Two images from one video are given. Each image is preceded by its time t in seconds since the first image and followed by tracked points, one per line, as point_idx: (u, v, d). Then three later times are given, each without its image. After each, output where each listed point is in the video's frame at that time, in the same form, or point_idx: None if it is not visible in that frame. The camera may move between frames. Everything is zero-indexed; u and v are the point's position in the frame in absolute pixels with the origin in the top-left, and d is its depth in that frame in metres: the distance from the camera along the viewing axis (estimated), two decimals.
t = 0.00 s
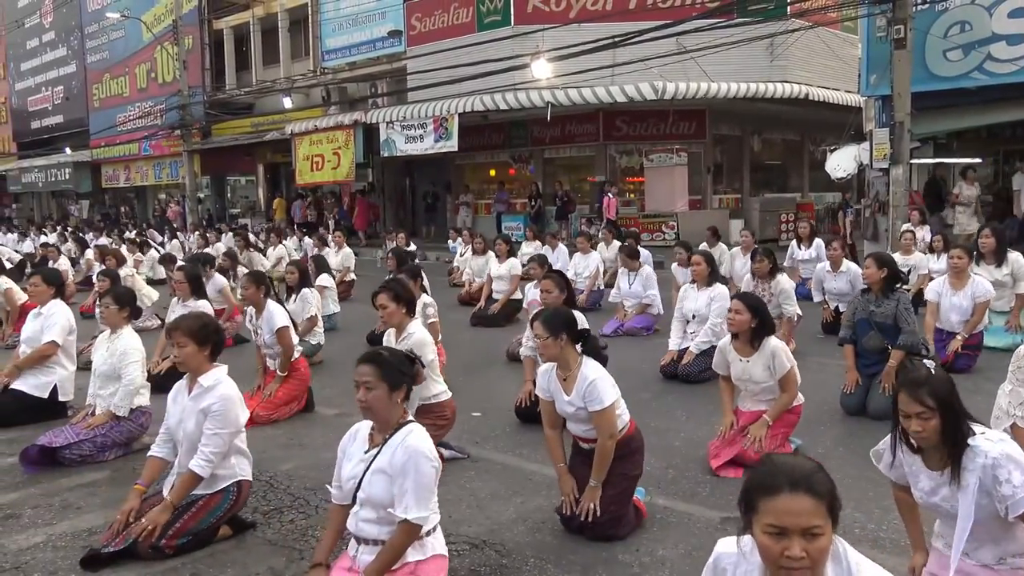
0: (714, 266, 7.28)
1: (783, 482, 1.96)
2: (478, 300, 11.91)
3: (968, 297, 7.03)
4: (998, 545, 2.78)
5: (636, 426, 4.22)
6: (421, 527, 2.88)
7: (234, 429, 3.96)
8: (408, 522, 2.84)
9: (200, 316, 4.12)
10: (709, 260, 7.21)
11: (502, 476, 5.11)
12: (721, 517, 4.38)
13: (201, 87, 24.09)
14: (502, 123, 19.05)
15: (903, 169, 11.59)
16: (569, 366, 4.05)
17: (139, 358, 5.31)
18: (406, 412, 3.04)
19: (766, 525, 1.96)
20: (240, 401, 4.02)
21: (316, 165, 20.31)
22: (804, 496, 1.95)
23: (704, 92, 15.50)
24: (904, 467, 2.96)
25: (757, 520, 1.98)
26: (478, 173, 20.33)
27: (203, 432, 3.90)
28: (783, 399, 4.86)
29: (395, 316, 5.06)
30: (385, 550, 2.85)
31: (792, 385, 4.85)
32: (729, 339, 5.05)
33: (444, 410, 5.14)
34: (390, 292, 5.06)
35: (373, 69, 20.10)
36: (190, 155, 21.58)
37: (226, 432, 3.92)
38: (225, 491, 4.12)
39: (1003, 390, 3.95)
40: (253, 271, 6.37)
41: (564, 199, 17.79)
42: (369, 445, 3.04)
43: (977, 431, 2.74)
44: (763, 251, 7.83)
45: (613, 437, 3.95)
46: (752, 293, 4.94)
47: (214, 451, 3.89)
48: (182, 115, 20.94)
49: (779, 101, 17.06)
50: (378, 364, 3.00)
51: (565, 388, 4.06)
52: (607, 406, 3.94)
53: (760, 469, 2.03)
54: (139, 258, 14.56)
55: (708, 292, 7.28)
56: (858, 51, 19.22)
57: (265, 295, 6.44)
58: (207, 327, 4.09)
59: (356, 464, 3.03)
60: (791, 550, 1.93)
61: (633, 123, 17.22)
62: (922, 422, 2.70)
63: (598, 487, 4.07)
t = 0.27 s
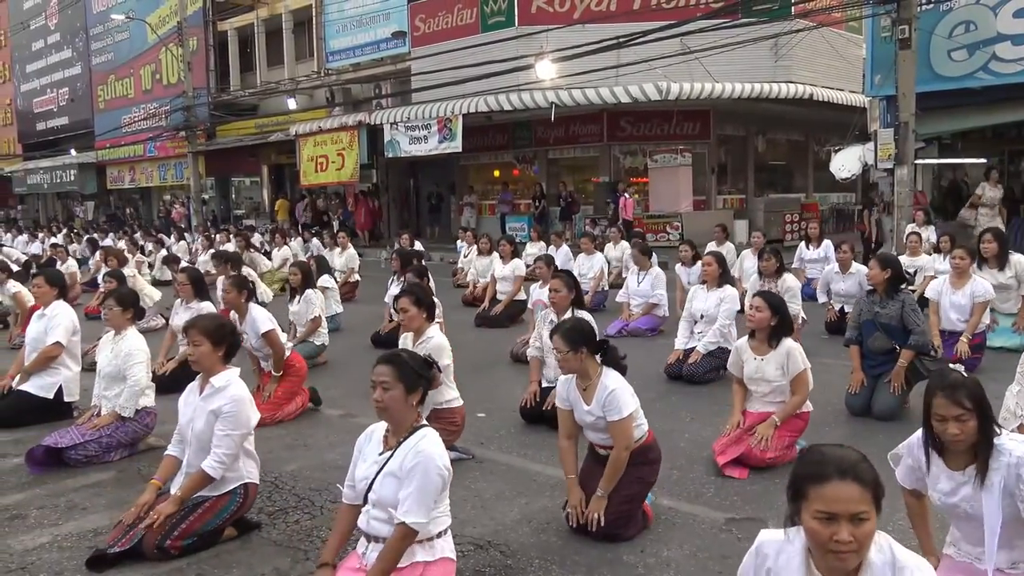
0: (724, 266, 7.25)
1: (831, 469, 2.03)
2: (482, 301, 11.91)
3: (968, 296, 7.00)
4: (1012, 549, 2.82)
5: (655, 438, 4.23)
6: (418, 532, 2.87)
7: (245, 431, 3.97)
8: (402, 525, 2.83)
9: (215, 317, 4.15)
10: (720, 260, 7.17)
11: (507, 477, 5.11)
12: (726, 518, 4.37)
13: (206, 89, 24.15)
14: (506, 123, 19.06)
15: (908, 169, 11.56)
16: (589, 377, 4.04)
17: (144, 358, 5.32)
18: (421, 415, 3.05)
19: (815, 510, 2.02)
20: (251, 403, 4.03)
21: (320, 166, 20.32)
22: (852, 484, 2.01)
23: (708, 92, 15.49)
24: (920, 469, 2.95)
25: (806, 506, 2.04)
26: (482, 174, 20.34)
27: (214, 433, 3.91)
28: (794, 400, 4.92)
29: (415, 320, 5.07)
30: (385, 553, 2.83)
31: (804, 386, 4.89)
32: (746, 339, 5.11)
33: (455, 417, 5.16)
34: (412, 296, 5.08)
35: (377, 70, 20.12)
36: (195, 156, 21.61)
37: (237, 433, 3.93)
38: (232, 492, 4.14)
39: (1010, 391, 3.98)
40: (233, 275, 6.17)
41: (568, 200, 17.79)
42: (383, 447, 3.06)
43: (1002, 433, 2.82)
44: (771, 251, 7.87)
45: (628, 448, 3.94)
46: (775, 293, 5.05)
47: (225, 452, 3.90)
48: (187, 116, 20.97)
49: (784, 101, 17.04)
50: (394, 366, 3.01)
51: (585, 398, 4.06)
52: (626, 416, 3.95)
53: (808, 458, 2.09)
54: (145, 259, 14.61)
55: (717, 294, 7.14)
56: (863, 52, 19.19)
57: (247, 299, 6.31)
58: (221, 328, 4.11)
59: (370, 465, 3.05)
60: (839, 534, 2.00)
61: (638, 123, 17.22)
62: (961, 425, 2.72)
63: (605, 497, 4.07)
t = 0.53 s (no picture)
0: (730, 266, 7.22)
1: (861, 457, 2.06)
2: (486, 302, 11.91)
3: (971, 297, 7.00)
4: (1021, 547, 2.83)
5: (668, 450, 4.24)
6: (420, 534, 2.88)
7: (248, 432, 3.98)
8: (405, 527, 2.83)
9: (215, 319, 4.17)
10: (726, 261, 7.15)
11: (511, 478, 5.11)
12: (731, 519, 4.37)
13: (209, 90, 24.17)
14: (510, 124, 19.07)
15: (913, 170, 11.54)
16: (608, 382, 4.06)
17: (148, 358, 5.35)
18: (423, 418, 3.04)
19: (844, 496, 2.06)
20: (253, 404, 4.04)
21: (324, 167, 20.34)
22: (880, 473, 2.04)
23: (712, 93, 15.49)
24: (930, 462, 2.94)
25: (834, 492, 2.08)
26: (486, 175, 20.36)
27: (217, 434, 3.92)
28: (800, 400, 4.91)
29: (429, 323, 5.10)
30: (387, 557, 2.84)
31: (812, 386, 4.90)
32: (757, 338, 5.11)
33: (462, 420, 5.14)
34: (428, 299, 5.10)
35: (381, 71, 20.14)
36: (199, 158, 21.63)
37: (241, 434, 3.94)
38: (237, 493, 4.14)
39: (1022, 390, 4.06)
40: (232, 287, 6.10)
41: (572, 201, 17.78)
42: (387, 449, 3.05)
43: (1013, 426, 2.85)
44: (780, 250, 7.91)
45: (644, 453, 3.97)
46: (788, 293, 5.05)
47: (228, 453, 3.92)
48: (191, 118, 21.00)
49: (788, 102, 17.01)
50: (395, 368, 3.00)
51: (603, 402, 4.08)
52: (644, 421, 3.96)
53: (837, 447, 2.13)
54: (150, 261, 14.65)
55: (722, 294, 7.14)
56: (867, 52, 19.17)
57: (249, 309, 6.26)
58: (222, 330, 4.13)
59: (374, 468, 3.04)
60: (866, 519, 2.03)
61: (641, 125, 17.20)
62: (983, 415, 2.74)
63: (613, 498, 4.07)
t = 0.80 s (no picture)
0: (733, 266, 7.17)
1: (873, 450, 2.07)
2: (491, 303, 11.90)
3: (977, 298, 6.97)
4: None
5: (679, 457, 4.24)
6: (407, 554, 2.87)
7: (248, 433, 3.98)
8: (390, 547, 2.83)
9: (213, 321, 4.16)
10: (729, 262, 7.09)
11: (516, 479, 5.11)
12: (736, 521, 4.36)
13: (214, 92, 24.22)
14: (514, 125, 19.07)
15: (918, 170, 11.51)
16: (624, 383, 4.09)
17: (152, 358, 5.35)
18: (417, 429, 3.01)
19: (856, 486, 2.06)
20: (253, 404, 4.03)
21: (328, 168, 20.37)
22: (892, 464, 2.05)
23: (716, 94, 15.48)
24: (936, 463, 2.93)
25: (847, 484, 2.08)
26: (490, 176, 20.37)
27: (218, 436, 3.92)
28: (806, 399, 4.88)
29: (438, 323, 5.11)
30: None
31: (817, 388, 4.88)
32: (765, 338, 5.11)
33: (468, 421, 5.14)
34: (437, 300, 5.10)
35: (385, 72, 20.17)
36: (204, 159, 21.66)
37: (243, 436, 3.94)
38: (241, 494, 4.14)
39: None
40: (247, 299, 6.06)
41: (577, 202, 17.77)
42: (384, 460, 3.04)
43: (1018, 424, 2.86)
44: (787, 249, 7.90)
45: (658, 455, 3.98)
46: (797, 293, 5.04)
47: (232, 456, 3.91)
48: (196, 119, 21.06)
49: (792, 103, 16.99)
50: (385, 382, 2.97)
51: (618, 403, 4.09)
52: (659, 422, 3.97)
53: (851, 440, 2.13)
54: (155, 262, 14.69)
55: (726, 296, 7.12)
56: (872, 52, 19.14)
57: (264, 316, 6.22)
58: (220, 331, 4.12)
59: (372, 479, 3.04)
60: (877, 510, 2.03)
61: (645, 125, 17.16)
62: (995, 416, 2.74)
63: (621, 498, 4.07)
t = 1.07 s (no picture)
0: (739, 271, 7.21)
1: (876, 450, 2.06)
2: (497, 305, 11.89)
3: (986, 303, 6.94)
4: None
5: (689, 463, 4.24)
6: None
7: (250, 436, 3.95)
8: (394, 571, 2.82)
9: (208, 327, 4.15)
10: (734, 265, 7.16)
11: (522, 481, 5.10)
12: (743, 523, 4.35)
13: (221, 94, 24.27)
14: (520, 127, 19.08)
15: (925, 171, 11.47)
16: (639, 385, 4.10)
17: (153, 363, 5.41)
18: (405, 445, 2.95)
19: (860, 487, 2.05)
20: (252, 408, 4.00)
21: (335, 170, 20.41)
22: (896, 465, 2.04)
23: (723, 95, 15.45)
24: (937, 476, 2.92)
25: (851, 484, 2.07)
26: (496, 177, 20.38)
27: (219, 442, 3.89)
28: (815, 401, 4.87)
29: (443, 326, 5.08)
30: None
31: (825, 391, 4.87)
32: (773, 340, 5.10)
33: (474, 425, 5.15)
34: (442, 302, 5.09)
35: (391, 74, 20.19)
36: (210, 161, 21.70)
37: (244, 439, 3.91)
38: (249, 497, 4.14)
39: None
40: (272, 298, 6.22)
41: (583, 203, 17.75)
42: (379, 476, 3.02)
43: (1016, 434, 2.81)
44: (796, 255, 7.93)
45: (670, 458, 3.98)
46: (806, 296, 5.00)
47: (234, 460, 3.89)
48: (203, 122, 21.12)
49: (799, 104, 16.95)
50: (362, 406, 2.91)
51: (632, 406, 4.10)
52: (671, 426, 3.96)
53: (855, 441, 2.12)
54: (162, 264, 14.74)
55: (733, 299, 7.16)
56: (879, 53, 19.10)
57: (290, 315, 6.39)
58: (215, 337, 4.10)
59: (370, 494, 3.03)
60: (881, 512, 2.02)
61: (652, 127, 17.11)
62: (995, 433, 2.69)
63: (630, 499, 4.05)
